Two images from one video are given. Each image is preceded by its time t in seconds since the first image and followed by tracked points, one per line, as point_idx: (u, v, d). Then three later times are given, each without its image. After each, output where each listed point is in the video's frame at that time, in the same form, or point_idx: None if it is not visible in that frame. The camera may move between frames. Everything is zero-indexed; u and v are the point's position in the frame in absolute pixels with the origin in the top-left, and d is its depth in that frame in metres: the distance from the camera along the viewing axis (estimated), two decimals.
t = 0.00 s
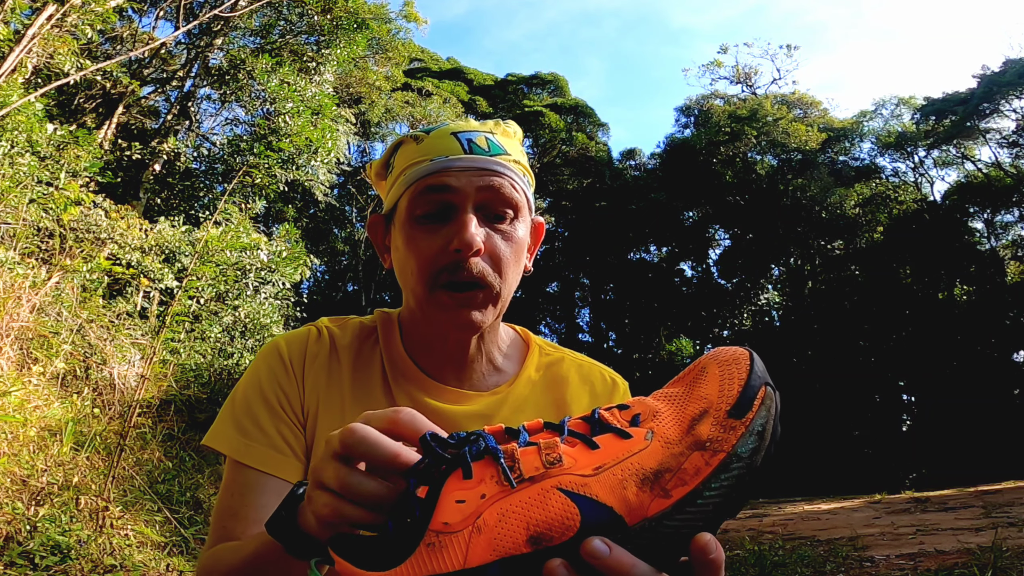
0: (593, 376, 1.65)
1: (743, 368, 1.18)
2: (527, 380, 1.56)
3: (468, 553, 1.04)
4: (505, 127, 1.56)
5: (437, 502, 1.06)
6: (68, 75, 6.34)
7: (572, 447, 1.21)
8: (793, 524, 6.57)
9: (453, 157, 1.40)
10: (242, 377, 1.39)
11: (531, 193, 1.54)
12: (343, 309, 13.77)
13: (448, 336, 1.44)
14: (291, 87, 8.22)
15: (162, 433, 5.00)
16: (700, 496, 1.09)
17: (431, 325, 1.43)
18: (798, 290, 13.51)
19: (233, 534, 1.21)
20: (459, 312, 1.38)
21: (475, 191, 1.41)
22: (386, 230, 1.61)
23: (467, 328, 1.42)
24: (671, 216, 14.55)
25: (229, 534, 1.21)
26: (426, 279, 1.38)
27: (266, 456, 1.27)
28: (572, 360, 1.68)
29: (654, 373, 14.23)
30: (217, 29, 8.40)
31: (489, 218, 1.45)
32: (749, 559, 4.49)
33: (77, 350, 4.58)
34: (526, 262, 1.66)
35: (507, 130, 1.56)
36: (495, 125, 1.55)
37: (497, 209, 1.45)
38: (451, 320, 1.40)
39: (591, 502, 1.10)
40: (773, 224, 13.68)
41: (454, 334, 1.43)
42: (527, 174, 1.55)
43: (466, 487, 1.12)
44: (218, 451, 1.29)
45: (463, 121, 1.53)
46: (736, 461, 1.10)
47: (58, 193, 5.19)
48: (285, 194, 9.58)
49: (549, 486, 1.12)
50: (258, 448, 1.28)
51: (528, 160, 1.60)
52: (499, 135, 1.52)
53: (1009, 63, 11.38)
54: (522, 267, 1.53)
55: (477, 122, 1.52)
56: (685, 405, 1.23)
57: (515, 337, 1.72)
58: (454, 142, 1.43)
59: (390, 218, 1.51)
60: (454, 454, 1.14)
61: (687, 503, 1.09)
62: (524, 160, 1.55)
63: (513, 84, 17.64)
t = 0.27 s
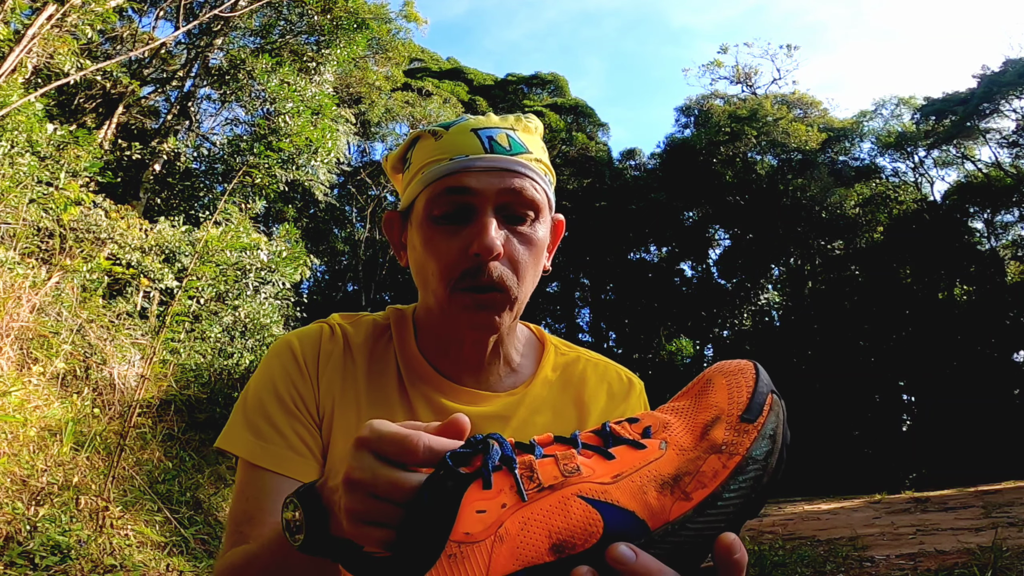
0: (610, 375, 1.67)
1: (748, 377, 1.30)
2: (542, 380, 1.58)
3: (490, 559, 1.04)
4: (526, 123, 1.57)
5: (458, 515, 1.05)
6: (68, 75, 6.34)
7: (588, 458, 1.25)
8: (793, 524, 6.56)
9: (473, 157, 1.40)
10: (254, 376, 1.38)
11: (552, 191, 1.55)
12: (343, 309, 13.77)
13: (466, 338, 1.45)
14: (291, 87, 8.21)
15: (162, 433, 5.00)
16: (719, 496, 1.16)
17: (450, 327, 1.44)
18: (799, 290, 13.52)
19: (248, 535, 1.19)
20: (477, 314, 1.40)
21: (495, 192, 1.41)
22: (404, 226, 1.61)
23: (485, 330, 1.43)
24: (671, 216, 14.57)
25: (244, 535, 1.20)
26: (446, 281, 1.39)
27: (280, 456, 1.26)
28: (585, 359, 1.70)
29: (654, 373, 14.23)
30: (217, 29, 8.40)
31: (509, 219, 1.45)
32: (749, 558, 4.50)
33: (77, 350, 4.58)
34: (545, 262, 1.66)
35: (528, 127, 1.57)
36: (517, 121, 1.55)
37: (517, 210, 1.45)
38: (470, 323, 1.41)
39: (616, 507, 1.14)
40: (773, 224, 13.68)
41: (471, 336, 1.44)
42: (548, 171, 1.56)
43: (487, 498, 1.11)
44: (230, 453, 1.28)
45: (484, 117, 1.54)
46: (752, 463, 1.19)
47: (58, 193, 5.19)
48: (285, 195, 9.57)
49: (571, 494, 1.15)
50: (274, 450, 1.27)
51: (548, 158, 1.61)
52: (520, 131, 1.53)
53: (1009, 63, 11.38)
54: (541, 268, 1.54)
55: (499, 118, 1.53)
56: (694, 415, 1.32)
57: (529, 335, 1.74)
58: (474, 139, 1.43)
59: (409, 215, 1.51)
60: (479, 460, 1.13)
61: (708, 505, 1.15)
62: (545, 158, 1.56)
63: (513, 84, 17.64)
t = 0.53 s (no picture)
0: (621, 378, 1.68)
1: (750, 371, 1.32)
2: (554, 383, 1.58)
3: None
4: (545, 127, 1.58)
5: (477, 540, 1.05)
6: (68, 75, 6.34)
7: (599, 469, 1.26)
8: (793, 524, 6.56)
9: (490, 159, 1.40)
10: (266, 373, 1.37)
11: (569, 196, 1.55)
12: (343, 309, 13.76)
13: (478, 340, 1.45)
14: (291, 87, 8.20)
15: (162, 433, 5.00)
16: (735, 498, 1.16)
17: (463, 329, 1.44)
18: (798, 290, 13.52)
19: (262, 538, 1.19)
20: (489, 316, 1.40)
21: (511, 195, 1.41)
22: (419, 224, 1.61)
23: (496, 332, 1.43)
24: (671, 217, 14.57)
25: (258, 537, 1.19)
26: (459, 282, 1.39)
27: (291, 457, 1.25)
28: (596, 362, 1.71)
29: (654, 373, 14.22)
30: (217, 29, 8.40)
31: (525, 222, 1.45)
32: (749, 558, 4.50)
33: (77, 350, 4.57)
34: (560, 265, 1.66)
35: (547, 131, 1.57)
36: (535, 125, 1.56)
37: (533, 214, 1.45)
38: (482, 326, 1.40)
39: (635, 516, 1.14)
40: (773, 224, 13.69)
41: (483, 339, 1.44)
42: (565, 176, 1.56)
43: (503, 520, 1.12)
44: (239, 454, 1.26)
45: (503, 119, 1.54)
46: (764, 460, 1.20)
47: (58, 193, 5.19)
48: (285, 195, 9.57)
49: (587, 508, 1.15)
50: (284, 451, 1.25)
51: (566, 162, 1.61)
52: (539, 135, 1.54)
53: (1009, 63, 11.37)
54: (555, 272, 1.54)
55: (518, 120, 1.54)
56: (697, 412, 1.34)
57: (540, 338, 1.75)
58: (493, 141, 1.43)
59: (425, 215, 1.52)
60: (490, 483, 1.11)
61: (726, 508, 1.15)
62: (563, 162, 1.56)
63: (513, 84, 17.64)
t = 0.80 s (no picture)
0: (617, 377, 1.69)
1: (724, 367, 1.33)
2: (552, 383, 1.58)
3: None
4: (545, 129, 1.57)
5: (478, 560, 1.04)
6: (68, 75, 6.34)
7: (590, 477, 1.26)
8: (793, 524, 6.57)
9: (490, 158, 1.41)
10: (267, 372, 1.37)
11: (567, 196, 1.55)
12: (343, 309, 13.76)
13: (478, 338, 1.45)
14: (291, 87, 8.20)
15: (162, 433, 5.01)
16: (728, 495, 1.16)
17: (462, 328, 1.44)
18: (798, 290, 13.52)
19: (259, 534, 1.16)
20: (489, 313, 1.39)
21: (511, 193, 1.41)
22: (421, 227, 1.62)
23: (496, 330, 1.43)
24: (671, 217, 14.57)
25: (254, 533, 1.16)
26: (459, 279, 1.39)
27: (292, 455, 1.24)
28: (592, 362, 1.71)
29: (654, 373, 14.21)
30: (217, 29, 8.41)
31: (524, 220, 1.45)
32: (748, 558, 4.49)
33: (77, 350, 4.58)
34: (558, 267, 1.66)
35: (547, 133, 1.57)
36: (535, 126, 1.56)
37: (532, 212, 1.45)
38: (482, 323, 1.41)
39: (631, 521, 1.15)
40: (773, 224, 13.68)
41: (483, 337, 1.44)
42: (564, 177, 1.56)
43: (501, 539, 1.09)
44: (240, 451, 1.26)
45: (503, 121, 1.54)
46: (749, 454, 1.21)
47: (58, 193, 5.19)
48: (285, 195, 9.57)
49: (584, 518, 1.15)
50: (285, 448, 1.25)
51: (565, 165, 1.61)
52: (539, 136, 1.54)
53: (1009, 63, 11.37)
54: (554, 271, 1.54)
55: (518, 122, 1.53)
56: (678, 411, 1.34)
57: (539, 339, 1.75)
58: (492, 141, 1.43)
59: (426, 216, 1.52)
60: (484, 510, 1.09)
61: (719, 506, 1.15)
62: (562, 163, 1.56)
63: (513, 84, 17.64)
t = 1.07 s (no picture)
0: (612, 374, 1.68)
1: (707, 369, 1.28)
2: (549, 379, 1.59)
3: None
4: (534, 130, 1.57)
5: None
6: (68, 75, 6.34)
7: (585, 492, 1.21)
8: (793, 524, 6.56)
9: (481, 158, 1.41)
10: (264, 369, 1.37)
11: (558, 195, 1.55)
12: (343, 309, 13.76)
13: (472, 337, 1.45)
14: (291, 87, 8.20)
15: (162, 433, 5.00)
16: (722, 499, 1.14)
17: (456, 326, 1.44)
18: (798, 290, 13.51)
19: (252, 530, 1.16)
20: (483, 312, 1.39)
21: (502, 193, 1.41)
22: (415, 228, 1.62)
23: (490, 329, 1.43)
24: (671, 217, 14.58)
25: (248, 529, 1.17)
26: (452, 279, 1.39)
27: (289, 450, 1.24)
28: (591, 361, 1.70)
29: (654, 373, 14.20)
30: (217, 29, 8.41)
31: (516, 220, 1.45)
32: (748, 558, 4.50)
33: (77, 350, 4.57)
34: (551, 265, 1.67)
35: (536, 134, 1.57)
36: (525, 127, 1.56)
37: (524, 211, 1.45)
38: (475, 321, 1.41)
39: (632, 533, 1.11)
40: (773, 224, 13.68)
41: (477, 336, 1.44)
42: (555, 177, 1.56)
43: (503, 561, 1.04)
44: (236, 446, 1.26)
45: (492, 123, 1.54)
46: (739, 457, 1.17)
47: (58, 193, 5.19)
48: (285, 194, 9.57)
49: (586, 536, 1.10)
50: (281, 443, 1.25)
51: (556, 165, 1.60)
52: (528, 136, 1.54)
53: (1009, 63, 11.37)
54: (548, 270, 1.54)
55: (507, 123, 1.53)
56: (663, 417, 1.30)
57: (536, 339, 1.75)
58: (482, 142, 1.43)
59: (419, 216, 1.53)
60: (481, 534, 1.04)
61: (715, 511, 1.13)
62: (552, 163, 1.56)
63: (513, 84, 17.64)
